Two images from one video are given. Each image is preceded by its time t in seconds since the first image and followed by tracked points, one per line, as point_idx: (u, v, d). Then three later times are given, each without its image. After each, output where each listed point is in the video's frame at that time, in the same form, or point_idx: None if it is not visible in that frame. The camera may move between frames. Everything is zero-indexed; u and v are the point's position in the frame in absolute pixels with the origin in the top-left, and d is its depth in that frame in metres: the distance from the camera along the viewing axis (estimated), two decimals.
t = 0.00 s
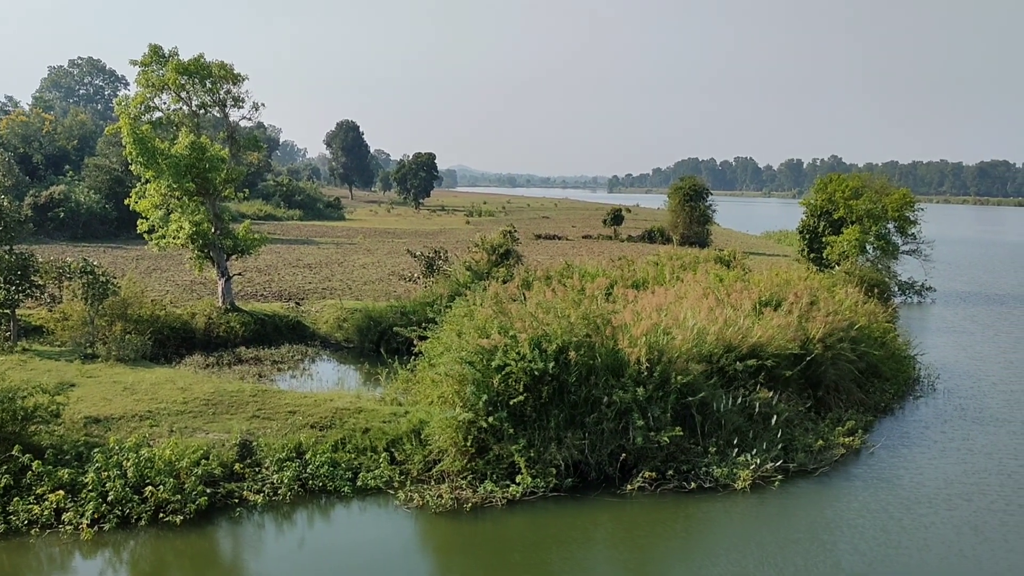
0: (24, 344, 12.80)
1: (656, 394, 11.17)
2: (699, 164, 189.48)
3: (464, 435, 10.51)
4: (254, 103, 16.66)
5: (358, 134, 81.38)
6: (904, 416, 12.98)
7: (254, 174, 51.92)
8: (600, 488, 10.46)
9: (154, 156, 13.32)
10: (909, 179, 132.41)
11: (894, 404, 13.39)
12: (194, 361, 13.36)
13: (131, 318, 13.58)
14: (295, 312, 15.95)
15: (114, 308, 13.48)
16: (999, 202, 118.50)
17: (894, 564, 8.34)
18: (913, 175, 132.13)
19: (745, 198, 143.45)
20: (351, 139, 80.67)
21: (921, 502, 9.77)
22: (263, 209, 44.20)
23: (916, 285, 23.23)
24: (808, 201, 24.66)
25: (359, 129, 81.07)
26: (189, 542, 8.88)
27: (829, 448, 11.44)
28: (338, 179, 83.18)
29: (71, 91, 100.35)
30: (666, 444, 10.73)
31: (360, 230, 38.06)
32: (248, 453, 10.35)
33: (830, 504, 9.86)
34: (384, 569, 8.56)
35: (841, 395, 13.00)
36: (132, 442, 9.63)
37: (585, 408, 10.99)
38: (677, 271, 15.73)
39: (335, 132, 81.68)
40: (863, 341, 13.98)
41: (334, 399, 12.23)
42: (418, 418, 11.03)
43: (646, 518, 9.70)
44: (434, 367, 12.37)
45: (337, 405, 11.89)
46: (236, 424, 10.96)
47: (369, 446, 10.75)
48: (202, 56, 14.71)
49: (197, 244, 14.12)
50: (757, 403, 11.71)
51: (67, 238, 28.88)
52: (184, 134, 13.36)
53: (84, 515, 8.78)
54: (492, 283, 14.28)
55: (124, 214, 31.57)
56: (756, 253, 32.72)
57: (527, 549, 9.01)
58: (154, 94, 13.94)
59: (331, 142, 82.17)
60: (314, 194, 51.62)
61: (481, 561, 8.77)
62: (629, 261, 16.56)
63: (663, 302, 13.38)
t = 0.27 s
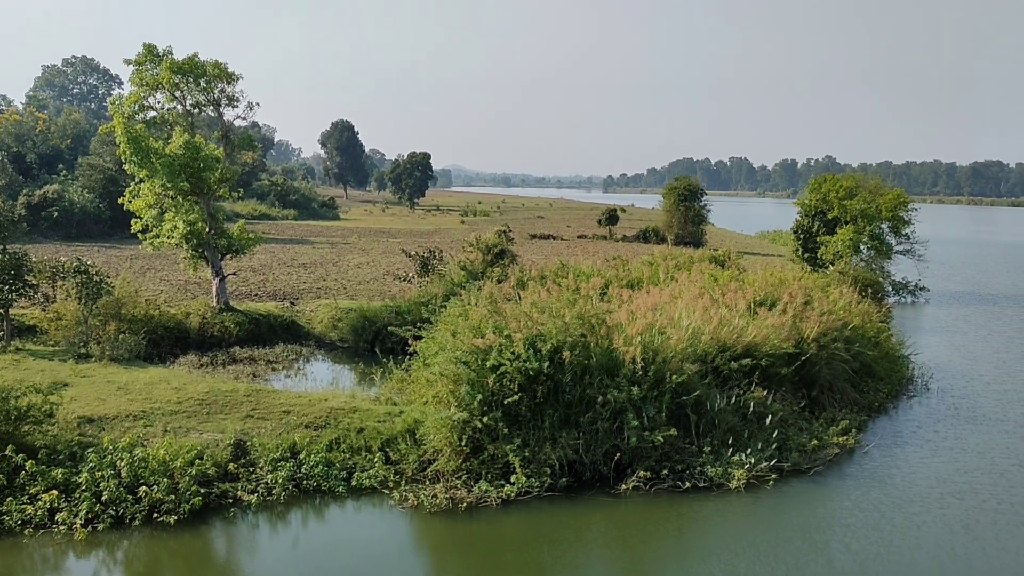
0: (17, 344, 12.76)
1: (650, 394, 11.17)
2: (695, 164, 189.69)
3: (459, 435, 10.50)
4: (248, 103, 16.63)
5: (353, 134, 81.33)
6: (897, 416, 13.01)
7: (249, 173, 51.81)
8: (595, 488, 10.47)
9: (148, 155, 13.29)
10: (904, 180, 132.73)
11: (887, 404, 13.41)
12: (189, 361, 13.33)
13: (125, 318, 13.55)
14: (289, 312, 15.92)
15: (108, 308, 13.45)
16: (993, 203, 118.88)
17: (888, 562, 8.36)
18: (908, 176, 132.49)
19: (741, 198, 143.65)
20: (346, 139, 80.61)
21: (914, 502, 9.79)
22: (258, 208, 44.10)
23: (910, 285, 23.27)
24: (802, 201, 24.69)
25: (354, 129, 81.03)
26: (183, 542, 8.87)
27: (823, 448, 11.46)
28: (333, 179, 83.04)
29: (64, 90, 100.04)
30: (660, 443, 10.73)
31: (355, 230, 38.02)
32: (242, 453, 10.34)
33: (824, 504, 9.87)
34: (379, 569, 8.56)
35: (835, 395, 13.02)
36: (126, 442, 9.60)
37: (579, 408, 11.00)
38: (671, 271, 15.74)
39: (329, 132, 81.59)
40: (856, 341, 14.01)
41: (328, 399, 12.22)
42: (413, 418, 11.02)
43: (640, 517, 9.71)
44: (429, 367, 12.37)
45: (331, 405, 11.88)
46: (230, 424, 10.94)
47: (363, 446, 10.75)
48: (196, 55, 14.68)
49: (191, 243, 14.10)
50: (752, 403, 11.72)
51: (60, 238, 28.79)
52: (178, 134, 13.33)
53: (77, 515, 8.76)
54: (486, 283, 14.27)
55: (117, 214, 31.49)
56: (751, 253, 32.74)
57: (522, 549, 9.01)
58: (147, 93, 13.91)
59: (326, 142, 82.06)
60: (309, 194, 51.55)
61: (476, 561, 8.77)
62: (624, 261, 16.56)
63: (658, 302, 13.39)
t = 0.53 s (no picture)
0: (10, 343, 12.72)
1: (645, 394, 11.18)
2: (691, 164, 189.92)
3: (453, 435, 10.49)
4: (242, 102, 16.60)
5: (347, 133, 81.28)
6: (891, 416, 13.04)
7: (244, 172, 51.71)
8: (589, 488, 10.47)
9: (142, 154, 13.26)
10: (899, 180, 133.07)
11: (881, 404, 13.44)
12: (183, 361, 13.30)
13: (119, 318, 13.51)
14: (283, 312, 15.89)
15: (102, 307, 13.42)
16: (988, 202, 119.26)
17: (881, 561, 8.38)
18: (902, 176, 132.91)
19: (737, 198, 143.85)
20: (341, 139, 80.61)
21: (907, 501, 9.81)
22: (253, 208, 44.02)
23: (904, 285, 23.32)
24: (797, 202, 24.73)
25: (348, 128, 81.00)
26: (177, 542, 8.85)
27: (817, 447, 11.48)
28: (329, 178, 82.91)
29: (58, 89, 99.70)
30: (654, 443, 10.74)
31: (350, 229, 37.97)
32: (236, 452, 10.33)
33: (818, 503, 9.88)
34: (374, 569, 8.55)
35: (829, 395, 13.05)
36: (120, 442, 9.59)
37: (574, 408, 11.00)
38: (666, 271, 15.75)
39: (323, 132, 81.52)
40: (850, 341, 14.04)
41: (323, 399, 12.20)
42: (408, 418, 11.02)
43: (635, 517, 9.71)
44: (423, 366, 12.36)
45: (326, 405, 11.86)
46: (224, 424, 10.92)
47: (358, 446, 10.74)
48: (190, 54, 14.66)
49: (185, 243, 14.08)
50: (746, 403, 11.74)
51: (53, 237, 28.70)
52: (172, 133, 13.31)
53: (70, 515, 8.74)
54: (481, 283, 14.26)
55: (111, 213, 31.41)
56: (745, 253, 32.78)
57: (516, 548, 9.02)
58: (142, 92, 13.88)
59: (320, 142, 82.00)
60: (304, 193, 51.48)
61: (471, 560, 8.77)
62: (618, 261, 16.57)
63: (653, 302, 13.40)
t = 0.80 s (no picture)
0: (2, 343, 12.67)
1: (639, 394, 11.18)
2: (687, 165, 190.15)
3: (448, 435, 10.48)
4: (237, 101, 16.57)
5: (342, 133, 81.22)
6: (884, 415, 13.06)
7: (238, 172, 51.64)
8: (583, 488, 10.47)
9: (136, 153, 13.23)
10: (894, 181, 133.42)
11: (875, 403, 13.47)
12: (176, 361, 13.27)
13: (113, 317, 13.48)
14: (278, 312, 15.87)
15: (95, 307, 13.38)
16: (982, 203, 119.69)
17: (875, 560, 8.40)
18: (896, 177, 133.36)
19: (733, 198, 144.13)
20: (336, 139, 80.56)
21: (901, 500, 9.83)
22: (247, 207, 43.96)
23: (898, 285, 23.38)
24: (791, 202, 24.77)
25: (343, 128, 80.95)
26: (170, 542, 8.84)
27: (811, 447, 11.50)
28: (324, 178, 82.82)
29: (52, 88, 99.42)
30: (649, 443, 10.74)
31: (345, 229, 37.94)
32: (231, 452, 10.31)
33: (812, 503, 9.90)
34: (368, 569, 8.54)
35: (823, 394, 13.07)
36: (113, 442, 9.56)
37: (569, 407, 11.00)
38: (661, 271, 15.76)
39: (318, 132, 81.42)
40: (844, 341, 14.06)
41: (317, 399, 12.17)
42: (402, 418, 11.00)
43: (629, 517, 9.72)
44: (418, 366, 12.34)
45: (320, 404, 11.85)
46: (218, 424, 10.90)
47: (352, 445, 10.72)
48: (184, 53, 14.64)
49: (179, 242, 14.05)
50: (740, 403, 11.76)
51: (47, 236, 28.62)
52: (166, 132, 13.28)
53: (63, 515, 8.72)
54: (475, 282, 14.25)
55: (105, 212, 31.38)
56: (740, 253, 32.83)
57: (511, 548, 9.02)
58: (135, 92, 13.85)
59: (315, 142, 81.92)
60: (299, 193, 51.41)
61: (465, 560, 8.77)
62: (613, 261, 16.57)
63: (647, 302, 13.41)
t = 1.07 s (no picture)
0: None
1: (635, 394, 11.18)
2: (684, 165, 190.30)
3: (444, 435, 10.48)
4: (233, 101, 16.56)
5: (339, 133, 81.18)
6: (880, 415, 13.08)
7: (234, 171, 51.58)
8: (579, 488, 10.47)
9: (131, 153, 13.22)
10: (891, 181, 133.67)
11: (870, 403, 13.49)
12: (172, 361, 13.25)
13: (108, 317, 13.45)
14: (274, 312, 15.85)
15: (91, 307, 13.36)
16: (978, 203, 119.95)
17: (871, 560, 8.42)
18: (892, 177, 133.69)
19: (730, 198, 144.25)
20: (332, 139, 80.54)
21: (896, 500, 9.84)
22: (243, 207, 43.90)
23: (893, 285, 23.41)
24: (787, 202, 24.80)
25: (340, 128, 80.92)
26: (166, 543, 8.83)
27: (807, 447, 11.51)
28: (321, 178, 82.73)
29: (48, 87, 99.23)
30: (645, 443, 10.75)
31: (341, 229, 37.90)
32: (226, 452, 10.29)
33: (808, 503, 9.90)
34: (364, 569, 8.54)
35: (819, 394, 13.08)
36: (109, 442, 9.54)
37: (565, 407, 11.00)
38: (657, 271, 15.77)
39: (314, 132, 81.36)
40: (840, 341, 14.08)
41: (313, 399, 12.16)
42: (398, 417, 11.00)
43: (626, 517, 9.72)
44: (414, 366, 12.34)
45: (316, 404, 11.84)
46: (214, 424, 10.88)
47: (348, 445, 10.71)
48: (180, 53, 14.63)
49: (175, 242, 14.04)
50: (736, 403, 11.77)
51: (42, 236, 28.57)
52: (162, 132, 13.27)
53: (59, 515, 8.70)
54: (472, 282, 14.24)
55: (100, 212, 31.35)
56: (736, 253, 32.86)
57: (508, 548, 9.02)
58: (131, 91, 13.83)
59: (312, 142, 81.88)
60: (295, 193, 51.37)
61: (461, 560, 8.77)
62: (609, 261, 16.58)
63: (644, 302, 13.41)
